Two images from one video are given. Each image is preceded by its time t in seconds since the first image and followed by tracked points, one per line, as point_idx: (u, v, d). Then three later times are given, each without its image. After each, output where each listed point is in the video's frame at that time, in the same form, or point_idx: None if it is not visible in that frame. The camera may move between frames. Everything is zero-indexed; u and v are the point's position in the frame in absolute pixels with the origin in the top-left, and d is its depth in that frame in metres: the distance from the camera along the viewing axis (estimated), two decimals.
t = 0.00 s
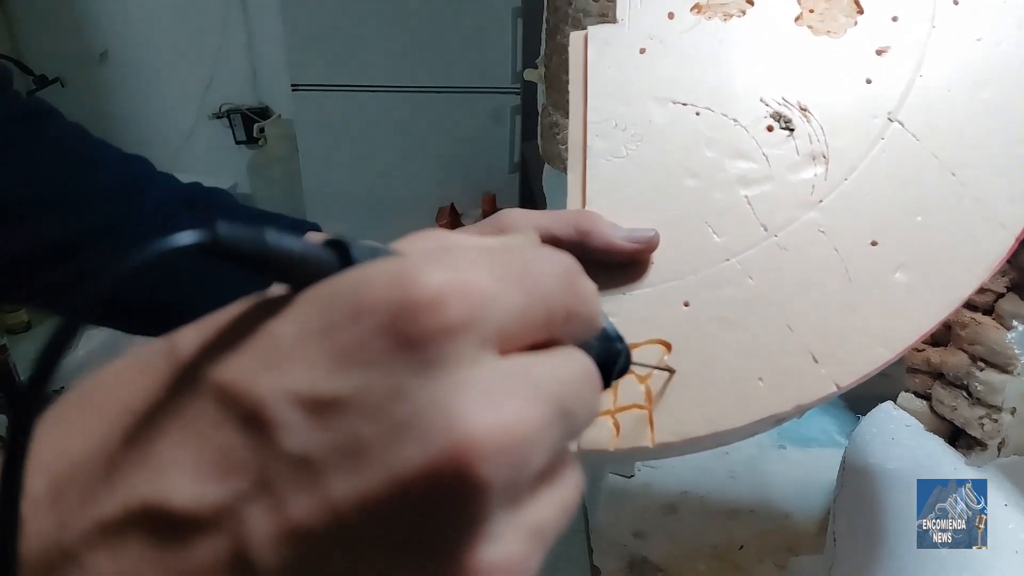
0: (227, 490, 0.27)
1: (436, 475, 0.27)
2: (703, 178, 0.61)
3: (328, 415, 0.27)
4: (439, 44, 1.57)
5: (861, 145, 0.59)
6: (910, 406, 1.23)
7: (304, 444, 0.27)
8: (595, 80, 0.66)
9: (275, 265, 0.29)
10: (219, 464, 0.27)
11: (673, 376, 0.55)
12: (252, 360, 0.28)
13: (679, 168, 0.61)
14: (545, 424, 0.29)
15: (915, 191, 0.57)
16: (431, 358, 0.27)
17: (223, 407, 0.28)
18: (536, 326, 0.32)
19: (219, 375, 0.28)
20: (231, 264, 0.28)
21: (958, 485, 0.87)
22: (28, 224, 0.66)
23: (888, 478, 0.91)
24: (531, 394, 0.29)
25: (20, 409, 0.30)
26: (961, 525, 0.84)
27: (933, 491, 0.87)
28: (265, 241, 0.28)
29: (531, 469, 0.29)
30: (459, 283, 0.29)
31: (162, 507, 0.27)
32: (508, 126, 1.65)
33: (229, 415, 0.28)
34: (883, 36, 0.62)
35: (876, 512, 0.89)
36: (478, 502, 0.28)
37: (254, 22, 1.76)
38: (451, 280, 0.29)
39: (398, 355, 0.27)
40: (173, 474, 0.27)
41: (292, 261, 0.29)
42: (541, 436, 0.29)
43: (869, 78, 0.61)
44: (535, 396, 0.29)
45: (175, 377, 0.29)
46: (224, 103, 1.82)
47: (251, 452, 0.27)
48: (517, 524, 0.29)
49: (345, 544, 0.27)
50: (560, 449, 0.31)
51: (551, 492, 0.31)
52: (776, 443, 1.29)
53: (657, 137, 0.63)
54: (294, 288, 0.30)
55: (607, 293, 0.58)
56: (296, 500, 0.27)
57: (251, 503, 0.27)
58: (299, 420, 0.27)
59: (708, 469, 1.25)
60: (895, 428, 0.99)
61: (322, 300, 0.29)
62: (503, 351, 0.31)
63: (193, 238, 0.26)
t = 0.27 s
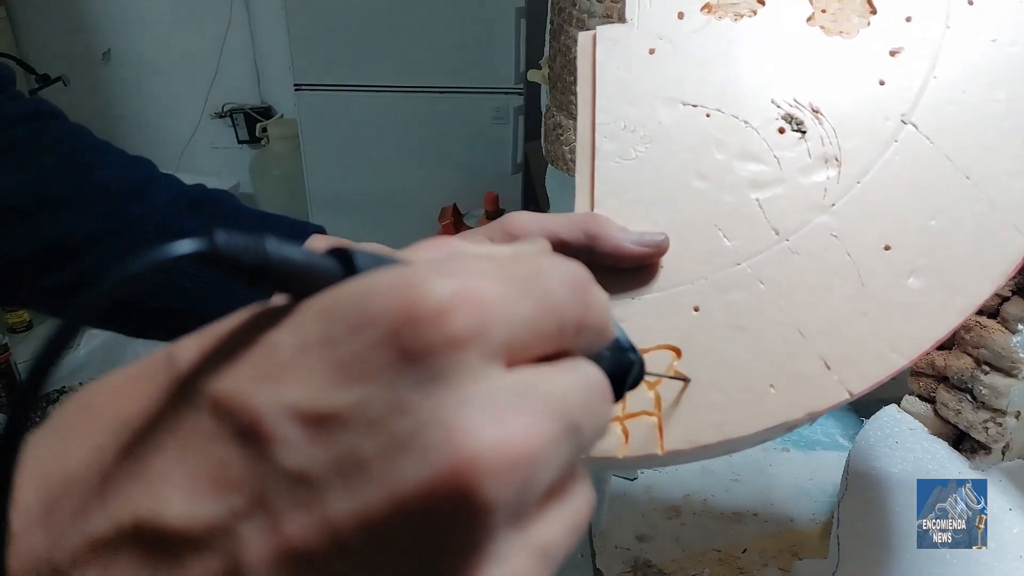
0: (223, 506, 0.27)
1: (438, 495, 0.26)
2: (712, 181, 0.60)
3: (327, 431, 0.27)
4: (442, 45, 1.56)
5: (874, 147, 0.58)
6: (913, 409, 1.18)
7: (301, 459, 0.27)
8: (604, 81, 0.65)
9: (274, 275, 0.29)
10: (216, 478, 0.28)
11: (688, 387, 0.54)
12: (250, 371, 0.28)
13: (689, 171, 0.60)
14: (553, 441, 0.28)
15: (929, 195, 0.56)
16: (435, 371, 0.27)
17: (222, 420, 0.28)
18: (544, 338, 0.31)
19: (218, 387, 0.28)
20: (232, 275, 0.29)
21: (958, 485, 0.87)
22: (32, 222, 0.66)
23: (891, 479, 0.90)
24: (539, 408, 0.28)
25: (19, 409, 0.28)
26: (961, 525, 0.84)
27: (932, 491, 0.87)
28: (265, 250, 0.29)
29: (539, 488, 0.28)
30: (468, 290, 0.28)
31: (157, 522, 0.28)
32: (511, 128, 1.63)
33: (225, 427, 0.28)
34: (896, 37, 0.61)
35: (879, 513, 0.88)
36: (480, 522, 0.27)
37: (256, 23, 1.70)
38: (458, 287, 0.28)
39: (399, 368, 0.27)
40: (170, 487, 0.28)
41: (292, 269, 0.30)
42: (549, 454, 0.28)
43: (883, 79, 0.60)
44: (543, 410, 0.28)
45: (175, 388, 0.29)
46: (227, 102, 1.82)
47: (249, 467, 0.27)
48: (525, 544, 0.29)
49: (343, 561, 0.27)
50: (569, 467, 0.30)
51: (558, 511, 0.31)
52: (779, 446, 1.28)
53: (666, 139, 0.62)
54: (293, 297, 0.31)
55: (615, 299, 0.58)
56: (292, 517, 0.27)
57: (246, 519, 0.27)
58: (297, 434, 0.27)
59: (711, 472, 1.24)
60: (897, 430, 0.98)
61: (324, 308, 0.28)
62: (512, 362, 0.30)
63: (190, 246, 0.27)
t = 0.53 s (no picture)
0: (176, 529, 0.29)
1: (393, 518, 0.27)
2: (704, 185, 0.60)
3: (285, 453, 0.28)
4: (439, 47, 1.56)
5: (864, 151, 0.58)
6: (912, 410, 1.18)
7: (255, 481, 0.28)
8: (595, 85, 0.65)
9: (233, 292, 0.30)
10: (175, 498, 0.29)
11: (682, 392, 0.54)
12: (206, 392, 0.29)
13: (680, 175, 0.60)
14: (511, 464, 0.30)
15: (920, 198, 0.56)
16: (395, 395, 0.28)
17: (182, 439, 0.29)
18: (515, 358, 0.33)
19: (173, 406, 0.29)
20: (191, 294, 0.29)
21: (958, 485, 0.88)
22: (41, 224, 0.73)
23: (891, 481, 0.90)
24: (496, 432, 0.30)
25: None
26: (961, 525, 0.85)
27: (933, 491, 0.87)
28: (223, 267, 0.29)
29: (496, 510, 0.29)
30: (431, 312, 0.29)
31: (110, 543, 0.29)
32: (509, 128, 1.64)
33: (181, 447, 0.29)
34: (887, 41, 0.62)
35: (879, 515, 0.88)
36: (434, 543, 0.28)
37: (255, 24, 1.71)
38: (422, 309, 0.29)
39: (359, 391, 0.28)
40: (128, 507, 0.29)
41: (252, 286, 0.30)
42: (507, 477, 0.29)
43: (873, 84, 0.60)
44: (500, 434, 0.30)
45: (132, 406, 0.30)
46: (227, 103, 1.82)
47: (205, 487, 0.29)
48: (484, 565, 0.31)
49: None
50: (533, 489, 0.32)
51: (527, 535, 0.33)
52: (776, 447, 1.28)
53: (658, 143, 0.62)
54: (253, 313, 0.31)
55: (607, 303, 0.58)
56: (246, 539, 0.28)
57: (198, 541, 0.29)
58: (253, 456, 0.28)
59: (708, 473, 1.24)
60: (897, 432, 0.97)
61: (286, 329, 0.29)
62: (474, 385, 0.31)
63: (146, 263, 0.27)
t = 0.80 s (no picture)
0: (152, 538, 0.27)
1: (383, 523, 0.27)
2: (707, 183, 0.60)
3: (270, 456, 0.27)
4: (442, 47, 1.56)
5: (866, 149, 0.58)
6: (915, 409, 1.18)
7: (238, 486, 0.27)
8: (597, 84, 0.65)
9: (216, 291, 0.31)
10: (151, 507, 0.28)
11: (685, 390, 0.54)
12: (187, 394, 0.28)
13: (683, 173, 0.60)
14: (503, 467, 0.30)
15: (922, 196, 0.56)
16: (385, 394, 0.28)
17: (159, 442, 0.28)
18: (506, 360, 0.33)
19: (151, 410, 0.28)
20: (174, 292, 0.31)
21: (958, 485, 0.87)
22: (37, 223, 0.72)
23: (892, 481, 0.89)
24: (488, 433, 0.30)
25: None
26: (961, 525, 0.84)
27: (933, 491, 0.87)
28: (205, 265, 0.30)
29: (488, 514, 0.29)
30: (421, 312, 0.30)
31: (80, 554, 0.27)
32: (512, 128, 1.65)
33: (160, 451, 0.28)
34: (889, 39, 0.61)
35: (878, 515, 0.88)
36: (424, 550, 0.28)
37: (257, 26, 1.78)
38: (412, 308, 0.30)
39: (349, 391, 0.28)
40: (96, 516, 0.27)
41: (234, 286, 0.31)
42: (497, 480, 0.29)
43: (874, 82, 0.60)
44: (492, 436, 0.30)
45: (104, 407, 0.29)
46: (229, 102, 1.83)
47: (184, 494, 0.27)
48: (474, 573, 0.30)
49: None
50: (523, 494, 0.31)
51: (513, 541, 0.33)
52: (780, 445, 1.27)
53: (660, 142, 0.62)
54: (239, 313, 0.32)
55: (610, 300, 0.58)
56: (226, 549, 0.27)
57: (174, 553, 0.27)
58: (237, 459, 0.27)
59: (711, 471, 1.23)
60: (899, 432, 0.97)
61: (271, 330, 0.29)
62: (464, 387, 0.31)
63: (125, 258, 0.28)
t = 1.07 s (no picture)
0: (113, 548, 0.27)
1: (351, 535, 0.26)
2: (725, 166, 0.59)
3: (233, 465, 0.26)
4: (443, 45, 1.55)
5: (888, 130, 0.57)
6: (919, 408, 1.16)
7: (200, 498, 0.27)
8: (612, 67, 0.64)
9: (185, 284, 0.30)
10: (112, 519, 0.27)
11: (706, 376, 0.53)
12: (151, 398, 0.28)
13: (700, 157, 0.59)
14: (484, 476, 0.28)
15: (946, 177, 0.55)
16: (355, 400, 0.27)
17: (120, 452, 0.27)
18: (491, 359, 0.32)
19: (113, 414, 0.27)
20: (137, 289, 0.29)
21: (958, 485, 0.85)
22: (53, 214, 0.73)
23: (891, 480, 0.89)
24: (467, 440, 0.29)
25: None
26: (961, 525, 0.82)
27: (932, 491, 0.85)
28: (169, 256, 0.29)
29: (467, 526, 0.28)
30: (399, 310, 0.29)
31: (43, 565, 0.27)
32: (513, 127, 1.63)
33: (122, 458, 0.27)
34: (906, 19, 0.60)
35: (880, 517, 0.88)
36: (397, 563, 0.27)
37: (259, 22, 1.72)
38: (389, 306, 0.29)
39: (318, 396, 0.27)
40: (59, 526, 0.27)
41: (204, 278, 0.30)
42: (479, 489, 0.28)
43: (894, 63, 0.59)
44: (472, 443, 0.29)
45: (68, 410, 0.29)
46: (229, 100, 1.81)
47: (147, 503, 0.27)
48: None
49: None
50: (509, 502, 0.30)
51: (503, 552, 0.32)
52: (782, 444, 1.26)
53: (677, 125, 0.61)
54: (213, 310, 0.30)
55: (628, 285, 0.57)
56: (189, 560, 0.27)
57: (139, 563, 0.27)
58: (200, 469, 0.27)
59: (715, 471, 1.23)
60: (902, 430, 0.94)
61: (238, 330, 0.28)
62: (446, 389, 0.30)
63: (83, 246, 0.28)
